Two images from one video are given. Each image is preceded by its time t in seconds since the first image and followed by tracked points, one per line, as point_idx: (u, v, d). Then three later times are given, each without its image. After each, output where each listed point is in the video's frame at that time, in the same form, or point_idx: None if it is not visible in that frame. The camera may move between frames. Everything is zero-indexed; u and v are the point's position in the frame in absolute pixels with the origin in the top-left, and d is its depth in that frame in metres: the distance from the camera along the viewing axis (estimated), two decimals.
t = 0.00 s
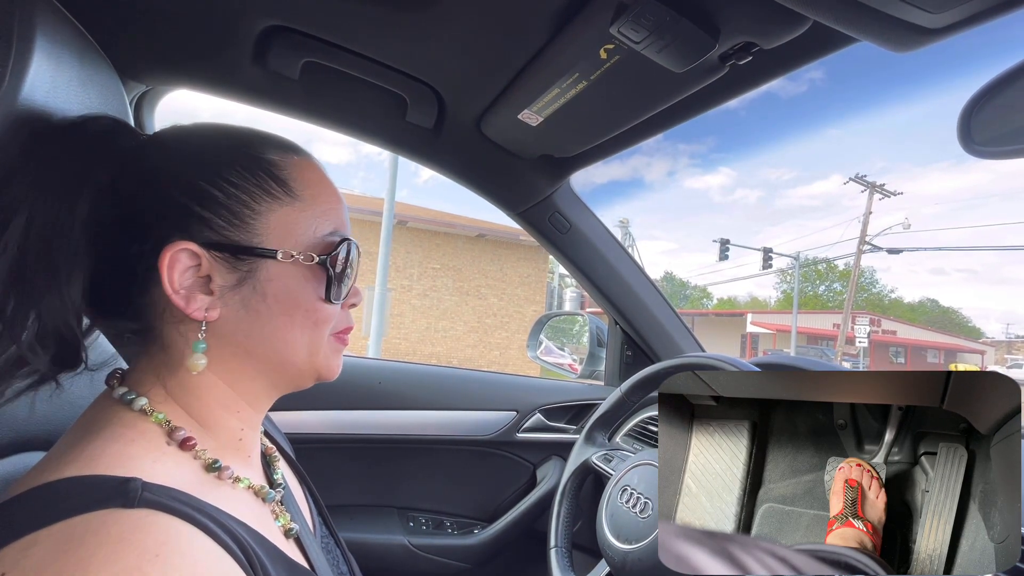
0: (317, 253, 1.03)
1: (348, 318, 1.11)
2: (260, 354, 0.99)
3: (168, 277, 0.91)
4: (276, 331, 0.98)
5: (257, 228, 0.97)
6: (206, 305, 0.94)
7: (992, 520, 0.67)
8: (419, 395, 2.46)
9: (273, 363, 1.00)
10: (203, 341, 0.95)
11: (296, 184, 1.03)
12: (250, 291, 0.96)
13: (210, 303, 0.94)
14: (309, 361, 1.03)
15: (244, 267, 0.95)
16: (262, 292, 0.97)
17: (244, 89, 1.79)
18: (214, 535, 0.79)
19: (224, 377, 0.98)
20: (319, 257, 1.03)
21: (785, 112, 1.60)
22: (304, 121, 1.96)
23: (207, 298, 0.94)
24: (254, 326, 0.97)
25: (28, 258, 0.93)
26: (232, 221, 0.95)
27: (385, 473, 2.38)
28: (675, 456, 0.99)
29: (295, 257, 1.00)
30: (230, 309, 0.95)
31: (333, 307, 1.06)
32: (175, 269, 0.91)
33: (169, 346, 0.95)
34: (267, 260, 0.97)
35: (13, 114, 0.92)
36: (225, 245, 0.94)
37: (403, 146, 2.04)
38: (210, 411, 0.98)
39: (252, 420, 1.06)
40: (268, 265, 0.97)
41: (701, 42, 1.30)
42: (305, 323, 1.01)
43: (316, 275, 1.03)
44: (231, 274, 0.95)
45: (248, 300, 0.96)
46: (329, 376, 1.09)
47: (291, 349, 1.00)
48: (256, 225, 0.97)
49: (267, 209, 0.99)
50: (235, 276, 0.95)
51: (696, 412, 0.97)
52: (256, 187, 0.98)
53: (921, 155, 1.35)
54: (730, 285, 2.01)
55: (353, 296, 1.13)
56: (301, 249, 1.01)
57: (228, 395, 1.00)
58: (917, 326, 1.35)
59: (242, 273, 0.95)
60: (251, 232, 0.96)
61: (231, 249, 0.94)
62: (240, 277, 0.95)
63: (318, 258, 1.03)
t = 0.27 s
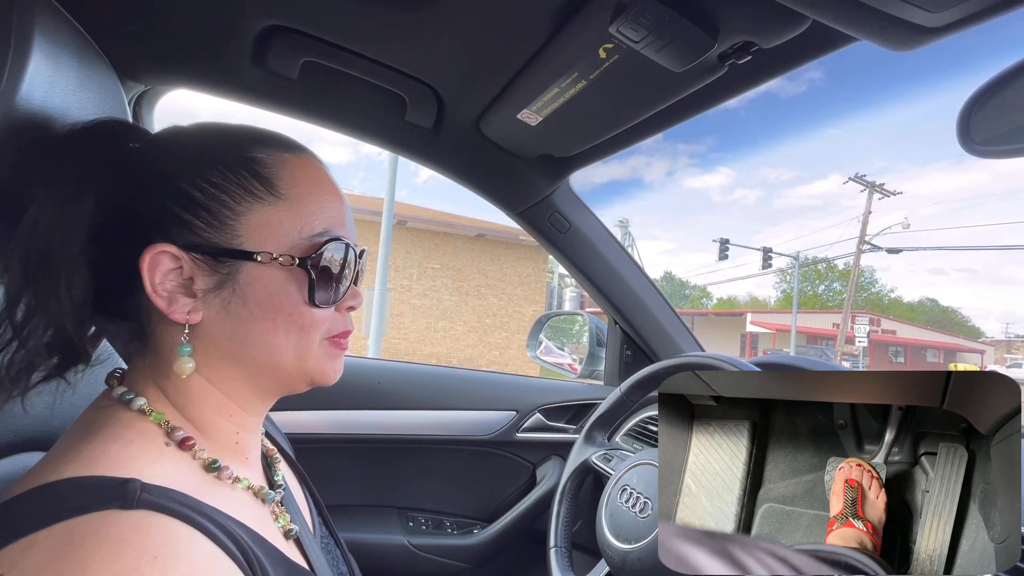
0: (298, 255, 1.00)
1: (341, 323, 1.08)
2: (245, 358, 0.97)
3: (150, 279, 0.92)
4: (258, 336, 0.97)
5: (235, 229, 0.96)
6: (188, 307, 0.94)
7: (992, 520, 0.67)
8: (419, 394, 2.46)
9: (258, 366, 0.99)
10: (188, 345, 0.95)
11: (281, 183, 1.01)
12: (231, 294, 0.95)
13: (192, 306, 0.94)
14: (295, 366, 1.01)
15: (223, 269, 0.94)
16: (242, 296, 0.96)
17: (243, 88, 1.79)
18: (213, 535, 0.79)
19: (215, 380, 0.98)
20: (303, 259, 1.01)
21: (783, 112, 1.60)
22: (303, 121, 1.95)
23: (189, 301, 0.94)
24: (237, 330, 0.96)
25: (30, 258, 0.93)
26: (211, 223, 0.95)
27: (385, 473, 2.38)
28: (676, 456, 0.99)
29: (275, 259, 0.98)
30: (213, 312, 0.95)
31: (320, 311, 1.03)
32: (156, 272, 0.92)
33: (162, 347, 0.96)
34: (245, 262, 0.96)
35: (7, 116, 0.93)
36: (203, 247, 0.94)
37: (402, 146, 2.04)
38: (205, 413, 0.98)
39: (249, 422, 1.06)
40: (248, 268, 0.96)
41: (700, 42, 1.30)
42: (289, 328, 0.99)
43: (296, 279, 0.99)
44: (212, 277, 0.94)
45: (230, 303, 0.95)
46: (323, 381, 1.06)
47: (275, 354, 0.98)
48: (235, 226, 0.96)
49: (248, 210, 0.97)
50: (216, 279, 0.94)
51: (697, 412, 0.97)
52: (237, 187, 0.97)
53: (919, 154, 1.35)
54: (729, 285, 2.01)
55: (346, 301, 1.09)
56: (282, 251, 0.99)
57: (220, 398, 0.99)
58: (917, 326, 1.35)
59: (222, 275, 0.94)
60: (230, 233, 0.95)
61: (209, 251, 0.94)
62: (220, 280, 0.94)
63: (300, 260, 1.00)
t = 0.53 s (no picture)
0: (292, 253, 1.00)
1: (338, 321, 1.07)
2: (241, 359, 0.97)
3: (144, 282, 0.92)
4: (255, 336, 0.97)
5: (227, 229, 0.95)
6: (182, 310, 0.94)
7: (992, 521, 0.67)
8: (419, 394, 2.46)
9: (254, 366, 0.98)
10: (185, 347, 0.95)
11: (273, 181, 1.00)
12: (226, 295, 0.95)
13: (187, 308, 0.94)
14: (292, 364, 1.00)
15: (217, 270, 0.94)
16: (237, 296, 0.96)
17: (243, 89, 1.79)
18: (214, 535, 0.79)
19: (212, 380, 0.98)
20: (298, 258, 1.00)
21: (782, 111, 1.60)
22: (303, 121, 1.95)
23: (184, 303, 0.94)
24: (232, 331, 0.96)
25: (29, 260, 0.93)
26: (203, 224, 0.94)
27: (385, 473, 2.38)
28: (676, 456, 0.99)
29: (270, 259, 0.98)
30: (207, 313, 0.95)
31: (317, 310, 1.03)
32: (150, 274, 0.92)
33: (157, 349, 0.96)
34: (237, 262, 0.95)
35: (8, 117, 0.92)
36: (195, 249, 0.94)
37: (402, 146, 2.04)
38: (203, 414, 0.98)
39: (247, 422, 1.06)
40: (241, 268, 0.96)
41: (700, 42, 1.30)
42: (286, 328, 0.99)
43: (291, 278, 0.99)
44: (206, 278, 0.94)
45: (224, 304, 0.96)
46: (323, 379, 1.06)
47: (272, 354, 0.98)
48: (227, 227, 0.95)
49: (240, 209, 0.97)
50: (210, 280, 0.94)
51: (697, 412, 0.97)
52: (229, 187, 0.97)
53: (919, 154, 1.35)
54: (727, 285, 2.01)
55: (343, 298, 1.09)
56: (276, 250, 0.99)
57: (217, 398, 0.99)
58: (916, 325, 1.35)
59: (216, 277, 0.94)
60: (222, 234, 0.95)
61: (202, 253, 0.94)
62: (214, 281, 0.94)
63: (296, 259, 1.00)
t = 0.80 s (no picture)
0: (292, 253, 1.00)
1: (338, 319, 1.07)
2: (241, 358, 0.97)
3: (143, 283, 0.92)
4: (256, 336, 0.97)
5: (224, 228, 0.96)
6: (182, 310, 0.94)
7: (992, 520, 0.67)
8: (419, 394, 2.46)
9: (255, 366, 0.98)
10: (183, 348, 0.95)
11: (270, 180, 1.00)
12: (225, 295, 0.95)
13: (186, 309, 0.94)
14: (292, 363, 1.00)
15: (216, 270, 0.94)
16: (236, 296, 0.96)
17: (243, 88, 1.79)
18: (214, 535, 0.79)
19: (212, 380, 0.98)
20: (298, 257, 1.00)
21: (782, 111, 1.60)
22: (303, 121, 1.96)
23: (184, 304, 0.94)
24: (233, 330, 0.96)
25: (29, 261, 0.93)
26: (201, 224, 0.95)
27: (385, 473, 2.38)
28: (677, 455, 0.99)
29: (269, 259, 0.98)
30: (207, 313, 0.95)
31: (316, 308, 1.02)
32: (149, 275, 0.92)
33: (158, 351, 0.96)
34: (236, 262, 0.96)
35: (7, 117, 0.92)
36: (193, 249, 0.94)
37: (402, 146, 2.04)
38: (203, 414, 0.98)
39: (247, 422, 1.06)
40: (240, 268, 0.96)
41: (700, 41, 1.30)
42: (286, 326, 0.99)
43: (290, 277, 0.99)
44: (205, 278, 0.94)
45: (224, 304, 0.96)
46: (324, 378, 1.06)
47: (272, 353, 0.98)
48: (225, 226, 0.96)
49: (237, 209, 0.97)
50: (209, 280, 0.94)
51: (698, 412, 0.97)
52: (226, 186, 0.97)
53: (919, 154, 1.35)
54: (726, 286, 2.00)
55: (343, 296, 1.09)
56: (275, 250, 0.99)
57: (217, 398, 0.99)
58: (917, 325, 1.35)
59: (216, 277, 0.95)
60: (220, 234, 0.95)
61: (200, 253, 0.94)
62: (214, 281, 0.94)
63: (296, 258, 1.00)
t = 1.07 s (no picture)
0: (296, 251, 1.01)
1: (340, 317, 1.07)
2: (245, 357, 0.97)
3: (145, 283, 0.92)
4: (260, 335, 0.97)
5: (227, 227, 0.96)
6: (185, 310, 0.94)
7: (992, 521, 0.67)
8: (419, 394, 2.46)
9: (258, 364, 0.99)
10: (185, 347, 0.95)
11: (271, 179, 1.00)
12: (229, 294, 0.95)
13: (190, 308, 0.94)
14: (295, 362, 1.00)
15: (220, 270, 0.95)
16: (240, 295, 0.96)
17: (243, 88, 1.79)
18: (215, 534, 0.79)
19: (214, 379, 0.98)
20: (302, 256, 1.01)
21: (782, 110, 1.60)
22: (303, 120, 1.96)
23: (187, 303, 0.94)
24: (236, 329, 0.96)
25: (27, 261, 0.93)
26: (205, 224, 0.94)
27: (385, 473, 2.38)
28: (676, 455, 1.00)
29: (274, 258, 0.98)
30: (210, 313, 0.95)
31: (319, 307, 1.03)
32: (153, 275, 0.92)
33: (160, 351, 0.96)
34: (241, 262, 0.96)
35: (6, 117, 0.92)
36: (198, 249, 0.94)
37: (402, 145, 2.04)
38: (205, 413, 0.98)
39: (248, 421, 1.06)
40: (244, 267, 0.96)
41: (701, 41, 1.30)
42: (290, 325, 0.99)
43: (294, 275, 0.99)
44: (209, 278, 0.94)
45: (228, 303, 0.96)
46: (327, 376, 1.06)
47: (277, 351, 0.98)
48: (229, 226, 0.96)
49: (240, 208, 0.97)
50: (212, 280, 0.94)
51: (697, 412, 0.97)
52: (228, 185, 0.97)
53: (920, 153, 1.35)
54: (725, 285, 2.00)
55: (344, 294, 1.09)
56: (279, 248, 0.99)
57: (219, 397, 0.99)
58: (917, 325, 1.35)
59: (220, 276, 0.95)
60: (224, 234, 0.95)
61: (204, 253, 0.94)
62: (217, 281, 0.94)
63: (299, 257, 1.00)
